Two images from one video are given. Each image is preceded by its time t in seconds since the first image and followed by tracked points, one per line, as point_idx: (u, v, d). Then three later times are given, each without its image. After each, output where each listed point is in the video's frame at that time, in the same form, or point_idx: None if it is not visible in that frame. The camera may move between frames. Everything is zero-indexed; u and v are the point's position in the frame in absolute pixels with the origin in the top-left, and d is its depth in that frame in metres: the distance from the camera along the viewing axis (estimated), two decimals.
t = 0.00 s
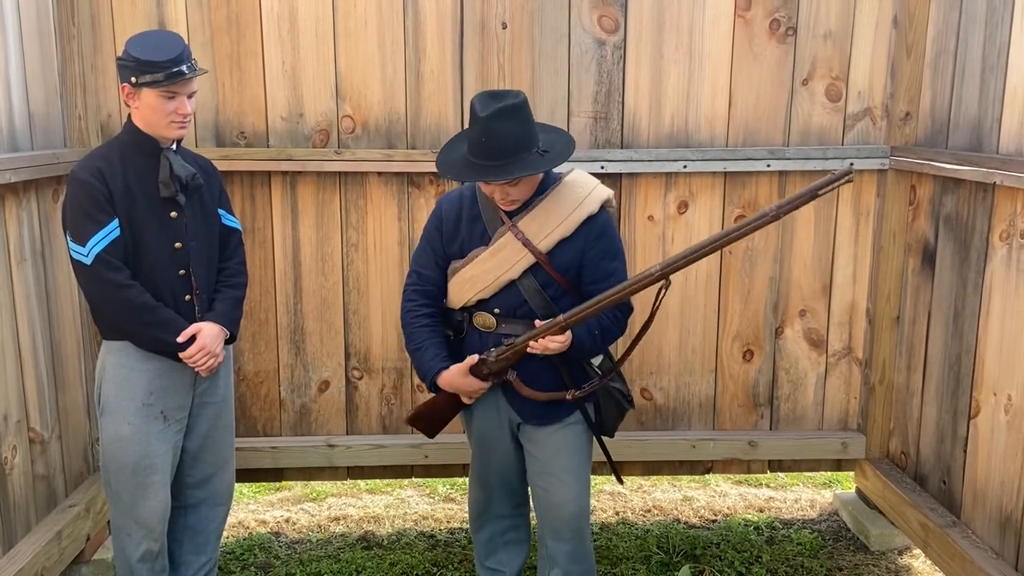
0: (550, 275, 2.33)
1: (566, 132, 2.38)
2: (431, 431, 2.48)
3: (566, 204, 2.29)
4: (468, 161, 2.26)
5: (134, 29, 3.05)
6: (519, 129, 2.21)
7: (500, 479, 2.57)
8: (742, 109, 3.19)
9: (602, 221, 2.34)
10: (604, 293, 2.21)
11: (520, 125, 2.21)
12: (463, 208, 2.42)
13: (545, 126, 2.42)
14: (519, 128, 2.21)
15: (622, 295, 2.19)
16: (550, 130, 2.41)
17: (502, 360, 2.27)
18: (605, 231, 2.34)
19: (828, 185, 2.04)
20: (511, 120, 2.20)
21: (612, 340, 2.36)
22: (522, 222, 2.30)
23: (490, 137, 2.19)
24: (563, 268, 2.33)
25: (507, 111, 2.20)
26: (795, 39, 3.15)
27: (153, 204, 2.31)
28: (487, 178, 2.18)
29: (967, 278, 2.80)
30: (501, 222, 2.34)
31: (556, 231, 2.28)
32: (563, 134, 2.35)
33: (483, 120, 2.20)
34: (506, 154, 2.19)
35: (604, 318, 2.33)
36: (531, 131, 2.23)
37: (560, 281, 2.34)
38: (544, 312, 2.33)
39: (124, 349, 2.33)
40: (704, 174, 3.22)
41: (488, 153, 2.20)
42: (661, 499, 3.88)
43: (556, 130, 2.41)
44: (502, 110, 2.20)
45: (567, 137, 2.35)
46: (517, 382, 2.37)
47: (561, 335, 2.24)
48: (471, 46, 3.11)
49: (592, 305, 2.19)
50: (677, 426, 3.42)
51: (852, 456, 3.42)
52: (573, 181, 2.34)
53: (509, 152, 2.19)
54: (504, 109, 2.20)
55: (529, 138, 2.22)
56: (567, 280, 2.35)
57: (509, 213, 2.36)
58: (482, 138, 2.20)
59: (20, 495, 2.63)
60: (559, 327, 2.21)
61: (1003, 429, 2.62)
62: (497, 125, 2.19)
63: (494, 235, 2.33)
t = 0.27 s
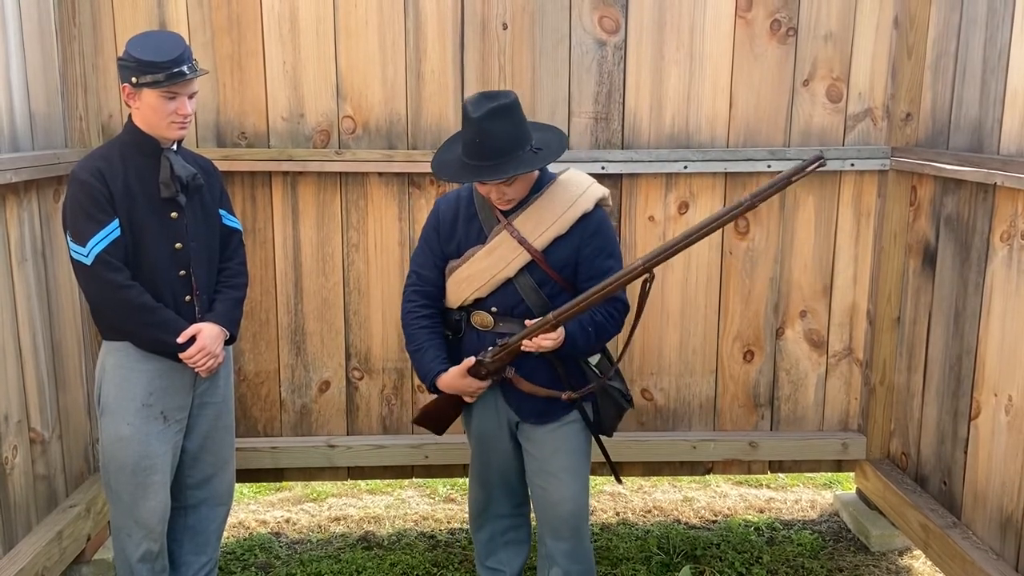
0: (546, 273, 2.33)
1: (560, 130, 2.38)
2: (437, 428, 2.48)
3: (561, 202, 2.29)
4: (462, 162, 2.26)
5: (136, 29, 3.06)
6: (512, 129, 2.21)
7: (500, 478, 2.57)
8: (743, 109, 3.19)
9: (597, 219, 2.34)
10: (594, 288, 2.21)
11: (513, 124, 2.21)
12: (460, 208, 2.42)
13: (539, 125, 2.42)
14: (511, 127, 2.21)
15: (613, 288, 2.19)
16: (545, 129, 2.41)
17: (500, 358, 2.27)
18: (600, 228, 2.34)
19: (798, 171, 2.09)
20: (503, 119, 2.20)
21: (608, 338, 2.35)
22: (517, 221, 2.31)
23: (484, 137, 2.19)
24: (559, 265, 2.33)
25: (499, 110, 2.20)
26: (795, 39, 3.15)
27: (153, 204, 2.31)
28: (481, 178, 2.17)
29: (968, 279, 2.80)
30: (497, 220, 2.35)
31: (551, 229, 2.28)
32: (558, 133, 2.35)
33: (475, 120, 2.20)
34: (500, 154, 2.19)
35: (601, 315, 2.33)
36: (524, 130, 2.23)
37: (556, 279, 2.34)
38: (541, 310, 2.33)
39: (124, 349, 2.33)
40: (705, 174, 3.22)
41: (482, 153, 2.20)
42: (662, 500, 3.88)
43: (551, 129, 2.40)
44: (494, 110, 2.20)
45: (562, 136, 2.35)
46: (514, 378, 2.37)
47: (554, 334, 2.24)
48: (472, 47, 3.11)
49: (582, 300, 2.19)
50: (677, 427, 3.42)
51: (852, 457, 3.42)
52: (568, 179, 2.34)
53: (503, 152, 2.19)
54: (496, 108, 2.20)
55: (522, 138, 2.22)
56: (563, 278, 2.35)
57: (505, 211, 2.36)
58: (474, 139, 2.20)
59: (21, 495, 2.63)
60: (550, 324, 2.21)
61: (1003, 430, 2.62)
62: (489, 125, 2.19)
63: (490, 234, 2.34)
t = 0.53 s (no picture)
0: (544, 273, 2.33)
1: (560, 129, 2.37)
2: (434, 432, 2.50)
3: (559, 202, 2.29)
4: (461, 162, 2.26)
5: (136, 29, 3.06)
6: (511, 128, 2.21)
7: (499, 478, 2.57)
8: (743, 110, 3.19)
9: (596, 220, 2.34)
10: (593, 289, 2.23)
11: (511, 123, 2.21)
12: (459, 207, 2.42)
13: (538, 124, 2.42)
14: (509, 126, 2.21)
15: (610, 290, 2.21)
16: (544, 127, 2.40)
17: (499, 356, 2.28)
18: (598, 229, 2.34)
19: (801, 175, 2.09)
20: (501, 118, 2.20)
21: (607, 338, 2.35)
22: (515, 221, 2.31)
23: (482, 136, 2.19)
24: (557, 265, 2.33)
25: (497, 109, 2.20)
26: (795, 40, 3.15)
27: (154, 204, 2.31)
28: (480, 177, 2.17)
29: (968, 279, 2.80)
30: (496, 220, 2.35)
31: (549, 229, 2.28)
32: (557, 132, 2.35)
33: (473, 120, 2.20)
34: (498, 154, 2.19)
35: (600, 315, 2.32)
36: (523, 128, 2.23)
37: (555, 279, 2.33)
38: (539, 310, 2.33)
39: (124, 349, 2.33)
40: (706, 175, 3.21)
41: (480, 153, 2.20)
42: (662, 500, 3.88)
43: (550, 127, 2.40)
44: (492, 109, 2.20)
45: (561, 134, 2.34)
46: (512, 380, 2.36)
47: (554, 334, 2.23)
48: (472, 47, 3.11)
49: (581, 301, 2.21)
50: (678, 427, 3.42)
51: (852, 457, 3.41)
52: (567, 179, 2.33)
53: (501, 151, 2.19)
54: (494, 107, 2.20)
55: (520, 137, 2.22)
56: (561, 278, 2.35)
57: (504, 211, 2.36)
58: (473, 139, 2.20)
59: (21, 496, 2.63)
60: (548, 323, 2.22)
61: (1004, 430, 2.62)
62: (488, 124, 2.19)
63: (489, 233, 2.34)
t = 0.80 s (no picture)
0: (546, 273, 2.32)
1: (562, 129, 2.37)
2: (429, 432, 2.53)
3: (562, 202, 2.29)
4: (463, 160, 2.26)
5: (136, 29, 3.06)
6: (514, 126, 2.21)
7: (499, 478, 2.57)
8: (744, 110, 3.19)
9: (598, 220, 2.34)
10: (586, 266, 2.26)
11: (514, 121, 2.21)
12: (460, 207, 2.42)
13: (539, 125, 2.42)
14: (512, 124, 2.21)
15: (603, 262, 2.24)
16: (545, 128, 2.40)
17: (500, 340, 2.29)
18: (600, 229, 2.34)
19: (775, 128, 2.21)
20: (504, 117, 2.20)
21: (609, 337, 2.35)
22: (518, 221, 2.31)
23: (485, 134, 2.19)
24: (559, 265, 2.33)
25: (499, 107, 2.20)
26: (796, 40, 3.15)
27: (154, 204, 2.31)
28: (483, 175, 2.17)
29: (968, 280, 2.80)
30: (498, 220, 2.35)
31: (552, 229, 2.28)
32: (559, 132, 2.35)
33: (476, 118, 2.20)
34: (501, 152, 2.19)
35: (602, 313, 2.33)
36: (526, 128, 2.24)
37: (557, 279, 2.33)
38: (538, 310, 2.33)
39: (124, 350, 2.33)
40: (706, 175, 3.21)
41: (483, 151, 2.20)
42: (662, 501, 3.88)
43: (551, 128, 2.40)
44: (495, 108, 2.20)
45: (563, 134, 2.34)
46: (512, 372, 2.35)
47: (556, 309, 2.24)
48: (473, 48, 3.11)
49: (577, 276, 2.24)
50: (678, 428, 3.42)
51: (853, 458, 3.41)
52: (570, 179, 2.33)
53: (504, 149, 2.19)
54: (497, 105, 2.20)
55: (523, 136, 2.22)
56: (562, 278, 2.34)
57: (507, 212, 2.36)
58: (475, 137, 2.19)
59: (21, 496, 2.63)
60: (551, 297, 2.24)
61: (1004, 431, 2.62)
62: (491, 122, 2.19)
63: (491, 233, 2.34)
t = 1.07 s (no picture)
0: (542, 271, 2.32)
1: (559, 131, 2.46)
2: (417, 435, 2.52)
3: (557, 199, 2.29)
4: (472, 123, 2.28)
5: (137, 29, 3.06)
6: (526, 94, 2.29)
7: (499, 479, 2.58)
8: (744, 110, 3.19)
9: (593, 217, 2.34)
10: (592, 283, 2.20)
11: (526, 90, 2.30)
12: (456, 208, 2.43)
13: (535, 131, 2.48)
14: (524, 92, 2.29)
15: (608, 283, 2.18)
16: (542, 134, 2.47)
17: (495, 359, 2.28)
18: (595, 225, 2.34)
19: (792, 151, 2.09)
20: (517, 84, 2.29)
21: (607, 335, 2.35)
22: (513, 219, 2.30)
23: (501, 89, 2.25)
24: (555, 263, 2.33)
25: (512, 76, 2.30)
26: (796, 41, 3.15)
27: (154, 205, 2.31)
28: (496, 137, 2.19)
29: (969, 280, 2.80)
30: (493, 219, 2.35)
31: (548, 226, 2.27)
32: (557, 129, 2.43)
33: (491, 78, 2.28)
34: (515, 109, 2.25)
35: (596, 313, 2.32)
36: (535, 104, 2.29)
37: (553, 277, 2.33)
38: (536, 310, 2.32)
39: (124, 351, 2.33)
40: (707, 176, 3.21)
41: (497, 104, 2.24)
42: (663, 501, 3.88)
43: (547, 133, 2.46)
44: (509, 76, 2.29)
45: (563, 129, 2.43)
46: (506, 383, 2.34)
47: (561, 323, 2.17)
48: (473, 48, 3.11)
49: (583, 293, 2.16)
50: (678, 428, 3.42)
51: (853, 458, 3.41)
52: (565, 175, 2.32)
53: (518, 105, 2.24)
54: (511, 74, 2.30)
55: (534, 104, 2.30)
56: (558, 275, 2.34)
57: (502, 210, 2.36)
58: (489, 94, 2.25)
59: (21, 497, 2.63)
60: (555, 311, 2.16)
61: (1004, 431, 2.62)
62: (506, 82, 2.27)
63: (487, 233, 2.33)
